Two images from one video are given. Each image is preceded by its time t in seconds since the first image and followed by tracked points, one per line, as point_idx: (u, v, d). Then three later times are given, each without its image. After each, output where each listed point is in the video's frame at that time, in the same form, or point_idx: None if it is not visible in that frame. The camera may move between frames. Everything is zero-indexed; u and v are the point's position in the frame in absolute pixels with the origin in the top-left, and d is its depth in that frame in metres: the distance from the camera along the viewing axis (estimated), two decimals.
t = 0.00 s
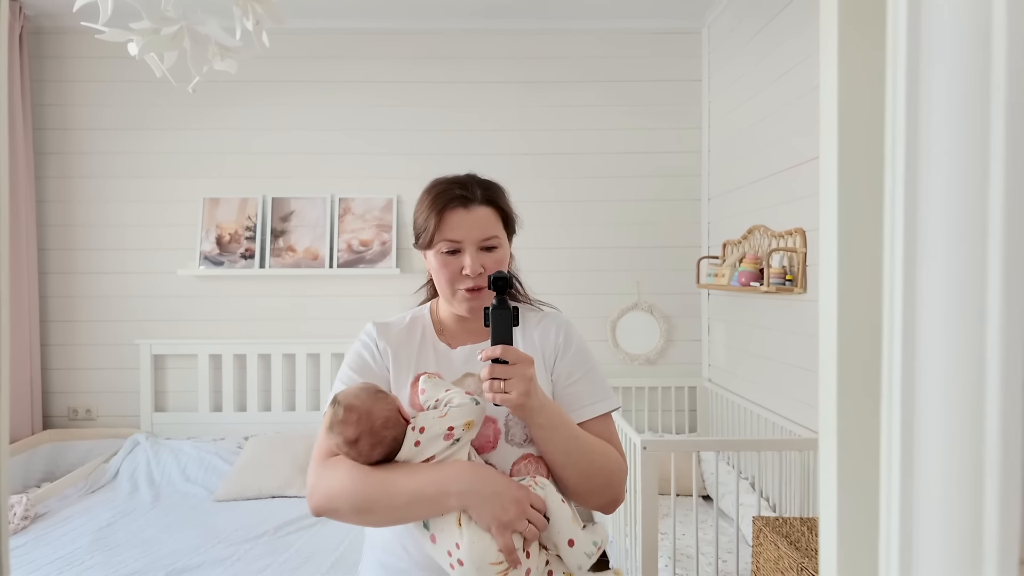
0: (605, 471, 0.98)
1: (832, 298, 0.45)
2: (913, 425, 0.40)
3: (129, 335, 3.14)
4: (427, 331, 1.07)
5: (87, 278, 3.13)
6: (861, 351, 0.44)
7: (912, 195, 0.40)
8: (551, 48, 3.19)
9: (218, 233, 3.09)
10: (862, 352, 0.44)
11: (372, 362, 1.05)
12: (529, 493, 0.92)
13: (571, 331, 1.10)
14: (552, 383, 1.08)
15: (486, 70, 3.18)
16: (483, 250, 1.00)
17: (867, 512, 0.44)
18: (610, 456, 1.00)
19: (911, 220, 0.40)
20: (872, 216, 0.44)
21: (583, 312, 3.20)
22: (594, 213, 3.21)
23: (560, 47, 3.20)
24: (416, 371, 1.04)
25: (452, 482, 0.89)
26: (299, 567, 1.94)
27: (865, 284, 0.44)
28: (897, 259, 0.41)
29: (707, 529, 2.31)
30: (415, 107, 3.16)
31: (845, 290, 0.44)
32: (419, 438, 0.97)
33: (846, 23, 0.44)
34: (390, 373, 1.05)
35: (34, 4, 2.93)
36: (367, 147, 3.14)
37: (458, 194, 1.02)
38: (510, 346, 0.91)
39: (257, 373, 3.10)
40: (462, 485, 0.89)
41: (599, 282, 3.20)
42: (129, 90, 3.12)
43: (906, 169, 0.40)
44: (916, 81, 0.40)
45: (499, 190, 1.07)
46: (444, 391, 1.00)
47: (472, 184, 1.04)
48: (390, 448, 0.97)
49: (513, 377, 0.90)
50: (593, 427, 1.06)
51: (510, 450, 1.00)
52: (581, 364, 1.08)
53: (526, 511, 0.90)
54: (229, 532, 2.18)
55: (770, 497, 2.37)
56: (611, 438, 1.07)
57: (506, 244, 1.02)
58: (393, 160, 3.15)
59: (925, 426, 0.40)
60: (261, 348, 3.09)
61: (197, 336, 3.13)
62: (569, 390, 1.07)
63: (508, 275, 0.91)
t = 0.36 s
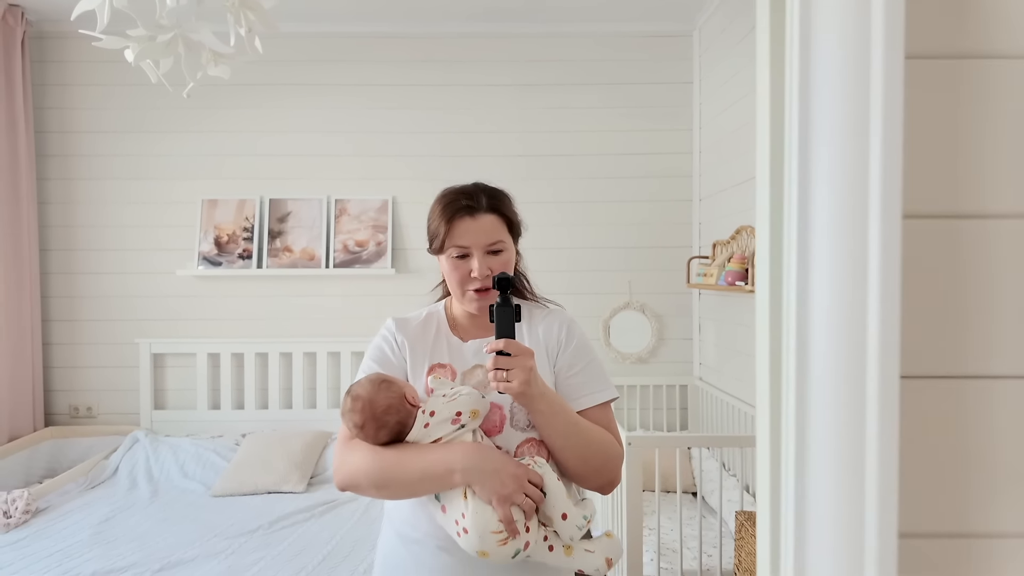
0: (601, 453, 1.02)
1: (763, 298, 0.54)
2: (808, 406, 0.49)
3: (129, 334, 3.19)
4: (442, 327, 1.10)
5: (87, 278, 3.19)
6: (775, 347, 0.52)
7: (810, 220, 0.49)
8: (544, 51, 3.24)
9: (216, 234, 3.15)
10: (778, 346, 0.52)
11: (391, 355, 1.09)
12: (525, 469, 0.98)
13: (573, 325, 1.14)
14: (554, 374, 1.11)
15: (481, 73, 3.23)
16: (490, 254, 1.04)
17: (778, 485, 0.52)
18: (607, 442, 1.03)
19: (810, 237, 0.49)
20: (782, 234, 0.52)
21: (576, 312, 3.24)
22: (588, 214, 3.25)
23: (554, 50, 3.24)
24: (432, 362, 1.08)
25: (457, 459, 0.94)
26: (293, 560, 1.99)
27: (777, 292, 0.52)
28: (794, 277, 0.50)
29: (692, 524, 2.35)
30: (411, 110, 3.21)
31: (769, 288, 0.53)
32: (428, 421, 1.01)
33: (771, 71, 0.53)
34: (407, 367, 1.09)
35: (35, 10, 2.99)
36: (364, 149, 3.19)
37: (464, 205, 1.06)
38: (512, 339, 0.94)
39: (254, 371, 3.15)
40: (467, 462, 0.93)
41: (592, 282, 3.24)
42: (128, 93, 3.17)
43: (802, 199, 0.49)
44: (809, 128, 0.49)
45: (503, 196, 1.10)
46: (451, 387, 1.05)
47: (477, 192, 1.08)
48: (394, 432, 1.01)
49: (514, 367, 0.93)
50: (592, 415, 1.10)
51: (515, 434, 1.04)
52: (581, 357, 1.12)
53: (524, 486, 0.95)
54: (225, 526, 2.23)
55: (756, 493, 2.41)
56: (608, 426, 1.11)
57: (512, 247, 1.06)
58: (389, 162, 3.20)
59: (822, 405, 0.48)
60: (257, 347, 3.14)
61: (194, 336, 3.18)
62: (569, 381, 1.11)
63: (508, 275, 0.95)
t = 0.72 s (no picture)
0: (596, 443, 1.05)
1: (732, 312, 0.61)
2: (762, 407, 0.56)
3: (137, 334, 3.24)
4: (450, 325, 1.13)
5: (94, 279, 3.24)
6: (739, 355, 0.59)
7: (762, 247, 0.56)
8: (544, 55, 3.27)
9: (221, 236, 3.20)
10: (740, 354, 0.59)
11: (403, 350, 1.13)
12: (522, 457, 1.01)
13: (573, 325, 1.17)
14: (553, 370, 1.15)
15: (482, 76, 3.26)
16: (498, 257, 1.07)
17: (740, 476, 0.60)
18: (602, 433, 1.07)
19: (762, 260, 0.56)
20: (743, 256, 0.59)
21: (575, 312, 3.27)
22: (588, 216, 3.28)
23: (554, 54, 3.27)
24: (439, 355, 1.12)
25: (458, 447, 0.97)
26: (297, 555, 2.04)
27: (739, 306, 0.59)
28: (750, 292, 0.57)
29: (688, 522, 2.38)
30: (413, 113, 3.25)
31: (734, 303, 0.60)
32: (433, 411, 1.04)
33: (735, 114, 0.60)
34: (418, 362, 1.13)
35: (44, 15, 3.05)
36: (366, 152, 3.24)
37: (476, 209, 1.10)
38: (514, 335, 0.96)
39: (258, 371, 3.20)
40: (467, 449, 0.97)
41: (592, 283, 3.28)
42: (135, 97, 3.22)
43: (756, 226, 0.56)
44: (762, 165, 0.56)
45: (514, 205, 1.14)
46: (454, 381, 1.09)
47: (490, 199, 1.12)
48: (401, 422, 1.05)
49: (516, 361, 0.96)
50: (588, 409, 1.14)
51: (515, 424, 1.08)
52: (580, 354, 1.15)
53: (519, 473, 0.99)
54: (230, 523, 2.28)
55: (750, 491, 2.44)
56: (604, 420, 1.14)
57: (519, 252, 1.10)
58: (391, 165, 3.24)
59: (775, 407, 0.55)
60: (261, 347, 3.19)
61: (200, 336, 3.23)
62: (568, 377, 1.14)
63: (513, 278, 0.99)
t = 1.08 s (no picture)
0: (594, 439, 1.07)
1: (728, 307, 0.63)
2: (756, 400, 0.58)
3: (146, 333, 3.28)
4: (457, 323, 1.15)
5: (104, 279, 3.29)
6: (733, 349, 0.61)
7: (756, 245, 0.58)
8: (548, 56, 3.29)
9: (229, 236, 3.23)
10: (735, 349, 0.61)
11: (411, 345, 1.16)
12: (518, 448, 1.03)
13: (576, 325, 1.19)
14: (554, 369, 1.17)
15: (487, 77, 3.29)
16: (508, 255, 1.09)
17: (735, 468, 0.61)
18: (601, 431, 1.08)
19: (756, 257, 0.58)
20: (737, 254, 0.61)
21: (579, 312, 3.29)
22: (592, 216, 3.30)
23: (558, 55, 3.29)
24: (445, 351, 1.14)
25: (456, 437, 0.98)
26: (304, 550, 2.06)
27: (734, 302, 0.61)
28: (744, 288, 0.59)
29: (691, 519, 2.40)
30: (418, 114, 3.27)
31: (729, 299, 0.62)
32: (437, 407, 1.08)
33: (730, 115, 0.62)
34: (424, 357, 1.16)
35: (56, 18, 3.09)
36: (372, 152, 3.26)
37: (490, 208, 1.12)
38: (518, 333, 0.99)
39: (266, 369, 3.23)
40: (465, 440, 0.98)
41: (595, 283, 3.30)
42: (145, 99, 3.26)
43: (750, 224, 0.58)
44: (755, 165, 0.58)
45: (525, 207, 1.16)
46: (476, 374, 1.10)
47: (503, 199, 1.14)
48: (405, 412, 1.09)
49: (518, 358, 0.98)
50: (588, 408, 1.16)
51: (515, 419, 1.11)
52: (582, 353, 1.17)
53: (516, 463, 1.01)
54: (238, 518, 2.31)
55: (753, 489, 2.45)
56: (604, 419, 1.16)
57: (529, 252, 1.12)
58: (396, 165, 3.27)
59: (770, 399, 0.57)
60: (269, 345, 3.23)
61: (208, 334, 3.27)
62: (570, 375, 1.16)
63: (518, 277, 1.04)
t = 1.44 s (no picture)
0: (595, 438, 1.05)
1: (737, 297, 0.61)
2: (770, 392, 0.56)
3: (153, 331, 3.29)
4: (459, 319, 1.14)
5: (110, 276, 3.30)
6: (744, 342, 0.59)
7: (770, 232, 0.56)
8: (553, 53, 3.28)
9: (235, 233, 3.24)
10: (746, 343, 0.59)
11: (412, 341, 1.15)
12: (517, 450, 1.01)
13: (580, 323, 1.18)
14: (557, 367, 1.16)
15: (492, 75, 3.27)
16: (516, 254, 1.09)
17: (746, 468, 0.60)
18: (603, 432, 1.07)
19: (769, 244, 0.56)
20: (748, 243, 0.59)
21: (584, 310, 3.28)
22: (597, 213, 3.29)
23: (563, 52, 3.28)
24: (447, 350, 1.13)
25: (453, 440, 0.98)
26: (309, 548, 2.06)
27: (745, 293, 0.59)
28: (757, 277, 0.57)
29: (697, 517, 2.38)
30: (423, 112, 3.27)
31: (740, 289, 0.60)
32: (436, 407, 1.08)
33: (740, 101, 0.60)
34: (425, 353, 1.16)
35: (62, 17, 3.10)
36: (377, 150, 3.26)
37: (499, 205, 1.10)
38: (521, 334, 0.98)
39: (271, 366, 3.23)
40: (462, 444, 0.97)
41: (600, 281, 3.28)
42: (151, 97, 3.27)
43: (763, 212, 0.56)
44: (768, 150, 0.56)
45: (534, 204, 1.15)
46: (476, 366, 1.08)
47: (511, 196, 1.13)
48: (405, 415, 1.08)
49: (520, 358, 0.97)
50: (591, 407, 1.15)
51: (515, 419, 1.10)
52: (586, 352, 1.16)
53: (516, 467, 0.99)
54: (243, 516, 2.31)
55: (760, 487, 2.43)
56: (607, 418, 1.15)
57: (536, 250, 1.11)
58: (400, 163, 3.26)
59: (784, 389, 0.55)
60: (274, 343, 3.23)
61: (213, 331, 3.27)
62: (572, 374, 1.15)
63: (521, 275, 1.02)
